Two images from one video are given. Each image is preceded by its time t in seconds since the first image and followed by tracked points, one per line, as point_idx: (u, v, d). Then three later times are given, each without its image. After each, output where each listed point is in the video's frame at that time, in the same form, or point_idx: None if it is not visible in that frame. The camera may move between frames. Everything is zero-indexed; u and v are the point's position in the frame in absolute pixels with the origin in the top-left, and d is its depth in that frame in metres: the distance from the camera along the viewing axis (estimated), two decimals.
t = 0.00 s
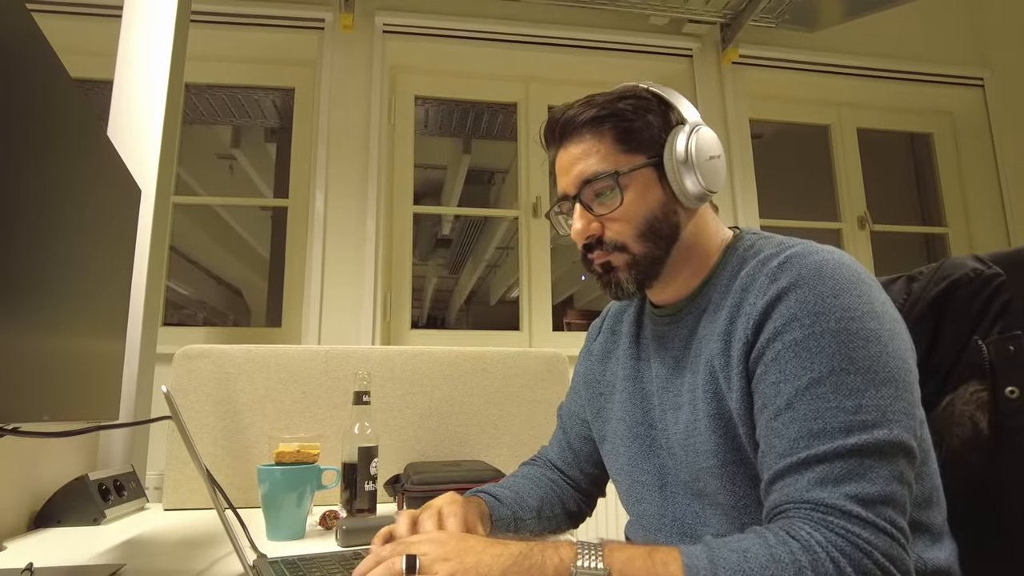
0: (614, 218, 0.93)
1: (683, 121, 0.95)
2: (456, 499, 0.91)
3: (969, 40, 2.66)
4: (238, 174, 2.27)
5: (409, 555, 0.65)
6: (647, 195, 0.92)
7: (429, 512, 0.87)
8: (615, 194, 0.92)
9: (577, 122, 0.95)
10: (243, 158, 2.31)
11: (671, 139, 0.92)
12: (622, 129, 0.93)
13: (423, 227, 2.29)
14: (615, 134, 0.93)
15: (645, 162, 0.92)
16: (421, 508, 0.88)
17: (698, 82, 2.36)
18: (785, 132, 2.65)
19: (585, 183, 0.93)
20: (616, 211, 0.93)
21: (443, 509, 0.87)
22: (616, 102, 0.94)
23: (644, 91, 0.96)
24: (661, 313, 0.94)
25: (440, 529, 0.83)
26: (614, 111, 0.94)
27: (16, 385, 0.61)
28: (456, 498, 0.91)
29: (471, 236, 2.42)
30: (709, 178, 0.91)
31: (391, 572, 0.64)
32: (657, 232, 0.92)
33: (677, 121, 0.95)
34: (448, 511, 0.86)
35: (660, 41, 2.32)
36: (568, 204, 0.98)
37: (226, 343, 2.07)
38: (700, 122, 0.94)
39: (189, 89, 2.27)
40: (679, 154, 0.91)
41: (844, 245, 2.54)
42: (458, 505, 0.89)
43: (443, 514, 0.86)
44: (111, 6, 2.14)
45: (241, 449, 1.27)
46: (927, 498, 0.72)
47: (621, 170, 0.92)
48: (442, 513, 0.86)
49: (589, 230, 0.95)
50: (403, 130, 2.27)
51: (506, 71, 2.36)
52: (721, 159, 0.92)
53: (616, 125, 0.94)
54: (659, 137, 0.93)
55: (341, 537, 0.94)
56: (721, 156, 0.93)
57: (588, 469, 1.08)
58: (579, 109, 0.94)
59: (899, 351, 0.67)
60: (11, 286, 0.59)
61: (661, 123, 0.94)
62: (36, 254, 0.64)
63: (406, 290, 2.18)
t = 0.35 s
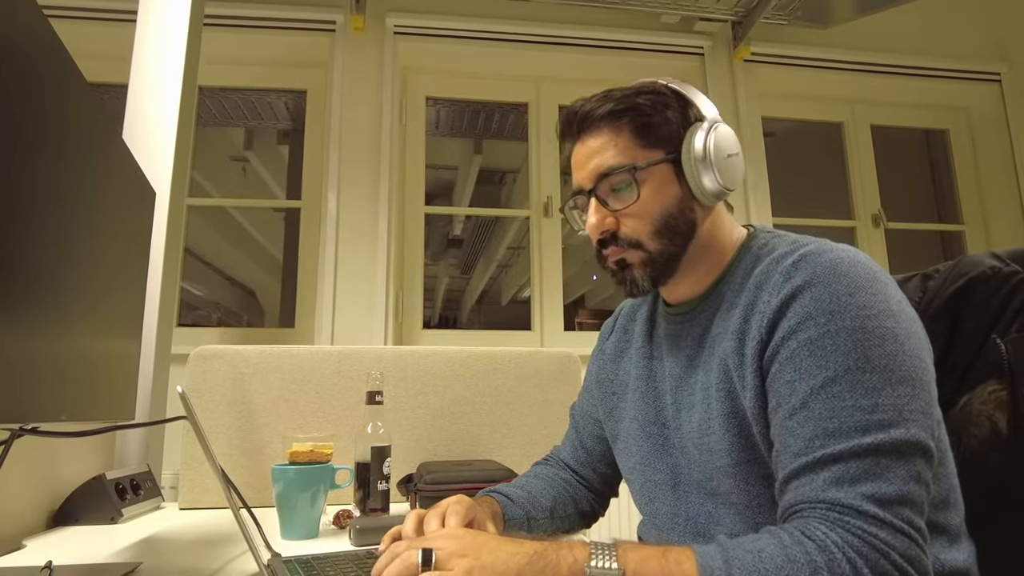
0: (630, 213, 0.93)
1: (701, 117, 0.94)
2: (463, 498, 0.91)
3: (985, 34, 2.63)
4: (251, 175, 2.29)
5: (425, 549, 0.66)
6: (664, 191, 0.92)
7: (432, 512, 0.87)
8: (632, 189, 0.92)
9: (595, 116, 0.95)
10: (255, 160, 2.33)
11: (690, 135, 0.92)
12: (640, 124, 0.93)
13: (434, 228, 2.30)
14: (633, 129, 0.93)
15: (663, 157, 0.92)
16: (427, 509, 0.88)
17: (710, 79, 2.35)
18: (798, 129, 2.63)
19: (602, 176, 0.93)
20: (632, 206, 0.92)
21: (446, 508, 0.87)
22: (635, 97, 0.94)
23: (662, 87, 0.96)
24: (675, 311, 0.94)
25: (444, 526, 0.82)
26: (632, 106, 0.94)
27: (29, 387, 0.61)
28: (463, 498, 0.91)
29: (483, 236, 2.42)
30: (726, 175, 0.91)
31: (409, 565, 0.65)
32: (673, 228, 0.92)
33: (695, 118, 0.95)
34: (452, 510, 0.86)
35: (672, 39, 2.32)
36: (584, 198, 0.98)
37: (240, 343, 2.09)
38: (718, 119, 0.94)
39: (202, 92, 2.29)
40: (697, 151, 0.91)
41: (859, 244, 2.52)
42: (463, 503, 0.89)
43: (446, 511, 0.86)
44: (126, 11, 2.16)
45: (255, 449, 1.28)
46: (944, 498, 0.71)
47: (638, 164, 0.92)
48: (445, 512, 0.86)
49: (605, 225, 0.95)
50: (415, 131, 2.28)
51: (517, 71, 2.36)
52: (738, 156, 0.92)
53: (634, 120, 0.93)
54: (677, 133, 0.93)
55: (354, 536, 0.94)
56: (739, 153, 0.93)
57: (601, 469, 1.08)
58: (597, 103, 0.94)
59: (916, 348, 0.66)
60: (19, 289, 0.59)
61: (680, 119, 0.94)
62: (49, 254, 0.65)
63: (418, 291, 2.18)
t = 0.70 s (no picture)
0: (639, 218, 0.92)
1: (707, 118, 0.94)
2: (475, 497, 0.91)
3: (1001, 29, 2.59)
4: (264, 177, 2.30)
5: (438, 552, 0.65)
6: (673, 194, 0.92)
7: (446, 512, 0.87)
8: (640, 194, 0.92)
9: (600, 123, 0.95)
10: (268, 162, 2.34)
11: (696, 137, 0.91)
12: (646, 128, 0.93)
13: (445, 228, 2.30)
14: (639, 134, 0.92)
15: (670, 161, 0.92)
16: (440, 507, 0.88)
17: (721, 77, 2.34)
18: (810, 127, 2.61)
19: (610, 184, 0.93)
20: (641, 212, 0.92)
21: (460, 509, 0.87)
22: (639, 101, 0.93)
23: (667, 89, 0.95)
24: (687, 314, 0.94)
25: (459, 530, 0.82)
26: (637, 110, 0.93)
27: (40, 397, 0.60)
28: (476, 497, 0.91)
29: (494, 236, 2.42)
30: (736, 176, 0.90)
31: (422, 566, 0.64)
32: (684, 232, 0.92)
33: (701, 119, 0.94)
34: (466, 511, 0.86)
35: (683, 37, 2.31)
36: (592, 204, 0.97)
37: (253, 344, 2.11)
38: (725, 119, 0.93)
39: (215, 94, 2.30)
40: (705, 153, 0.90)
41: (874, 242, 2.50)
42: (477, 503, 0.89)
43: (461, 512, 0.86)
44: (139, 15, 2.18)
45: (268, 449, 1.29)
46: (963, 499, 0.70)
47: (646, 170, 0.91)
48: (461, 513, 0.86)
49: (615, 231, 0.94)
50: (426, 131, 2.29)
51: (528, 71, 2.36)
52: (747, 156, 0.91)
53: (640, 124, 0.93)
54: (683, 135, 0.93)
55: (367, 536, 0.95)
56: (747, 152, 0.92)
57: (616, 470, 1.08)
58: (602, 109, 0.94)
59: (932, 348, 0.65)
60: (25, 302, 0.58)
61: (685, 121, 0.94)
62: (60, 264, 0.64)
63: (430, 292, 2.19)
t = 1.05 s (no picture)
0: (653, 214, 0.92)
1: (721, 115, 0.93)
2: (488, 500, 0.90)
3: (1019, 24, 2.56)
4: (276, 179, 2.32)
5: (440, 551, 0.65)
6: (686, 190, 0.91)
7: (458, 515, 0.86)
8: (654, 190, 0.91)
9: (614, 119, 0.94)
10: (280, 164, 2.36)
11: (711, 134, 0.91)
12: (660, 124, 0.92)
13: (456, 228, 2.30)
14: (653, 130, 0.92)
15: (684, 157, 0.91)
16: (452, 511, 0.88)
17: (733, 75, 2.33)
18: (823, 124, 2.59)
19: (623, 179, 0.92)
20: (655, 207, 0.91)
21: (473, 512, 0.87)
22: (654, 98, 0.93)
23: (681, 86, 0.95)
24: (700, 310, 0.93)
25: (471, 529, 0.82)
26: (651, 107, 0.93)
27: (65, 392, 0.62)
28: (489, 499, 0.91)
29: (505, 236, 2.43)
30: (750, 172, 0.89)
31: (423, 566, 0.64)
32: (697, 227, 0.91)
33: (715, 116, 0.94)
34: (479, 513, 0.86)
35: (694, 35, 2.30)
36: (605, 201, 0.97)
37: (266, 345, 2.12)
38: (739, 117, 0.93)
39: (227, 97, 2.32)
40: (719, 149, 0.89)
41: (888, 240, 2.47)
42: (490, 506, 0.89)
43: (474, 514, 0.86)
44: (154, 19, 2.20)
45: (281, 449, 1.30)
46: (980, 500, 0.69)
47: (660, 165, 0.91)
48: (473, 515, 0.85)
49: (628, 228, 0.94)
50: (437, 132, 2.29)
51: (538, 70, 2.36)
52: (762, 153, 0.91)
53: (654, 121, 0.93)
54: (698, 132, 0.92)
55: (380, 535, 0.95)
56: (762, 149, 0.91)
57: (629, 469, 1.08)
58: (616, 105, 0.94)
59: (947, 345, 0.64)
60: (52, 301, 0.60)
61: (700, 118, 0.93)
62: (74, 264, 0.65)
63: (441, 292, 2.19)
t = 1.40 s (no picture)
0: (661, 203, 0.92)
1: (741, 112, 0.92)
2: (501, 499, 0.91)
3: None
4: (288, 180, 2.33)
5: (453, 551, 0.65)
6: (696, 182, 0.91)
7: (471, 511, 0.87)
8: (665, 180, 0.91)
9: (633, 108, 0.94)
10: (292, 165, 2.37)
11: (726, 129, 0.90)
12: (678, 116, 0.92)
13: (467, 229, 2.30)
14: (670, 121, 0.92)
15: (698, 150, 0.91)
16: (467, 506, 0.88)
17: (744, 73, 2.32)
18: (836, 122, 2.57)
19: (636, 167, 0.93)
20: (664, 197, 0.91)
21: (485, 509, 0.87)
22: (673, 91, 0.92)
23: (703, 81, 0.94)
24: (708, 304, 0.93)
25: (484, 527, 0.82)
26: (670, 99, 0.93)
27: (72, 395, 0.61)
28: (501, 498, 0.91)
29: (517, 235, 2.42)
30: (763, 170, 0.88)
31: (436, 566, 0.64)
32: (705, 220, 0.91)
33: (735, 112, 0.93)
34: (490, 511, 0.86)
35: (705, 33, 2.29)
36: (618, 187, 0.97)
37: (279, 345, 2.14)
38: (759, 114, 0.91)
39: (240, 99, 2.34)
40: (733, 144, 0.89)
41: (903, 238, 2.45)
42: (502, 504, 0.89)
43: (486, 511, 0.86)
44: (167, 22, 2.22)
45: (294, 448, 1.30)
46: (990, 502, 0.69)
47: (673, 156, 0.91)
48: (484, 512, 0.86)
49: (637, 214, 0.94)
50: (448, 132, 2.30)
51: (549, 70, 2.36)
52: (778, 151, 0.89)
53: (672, 113, 0.92)
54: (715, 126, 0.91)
55: (393, 535, 0.95)
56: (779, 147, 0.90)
57: (639, 469, 1.07)
58: (636, 95, 0.94)
59: (966, 344, 0.64)
60: (56, 302, 0.59)
61: (719, 112, 0.92)
62: (86, 263, 0.65)
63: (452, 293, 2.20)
